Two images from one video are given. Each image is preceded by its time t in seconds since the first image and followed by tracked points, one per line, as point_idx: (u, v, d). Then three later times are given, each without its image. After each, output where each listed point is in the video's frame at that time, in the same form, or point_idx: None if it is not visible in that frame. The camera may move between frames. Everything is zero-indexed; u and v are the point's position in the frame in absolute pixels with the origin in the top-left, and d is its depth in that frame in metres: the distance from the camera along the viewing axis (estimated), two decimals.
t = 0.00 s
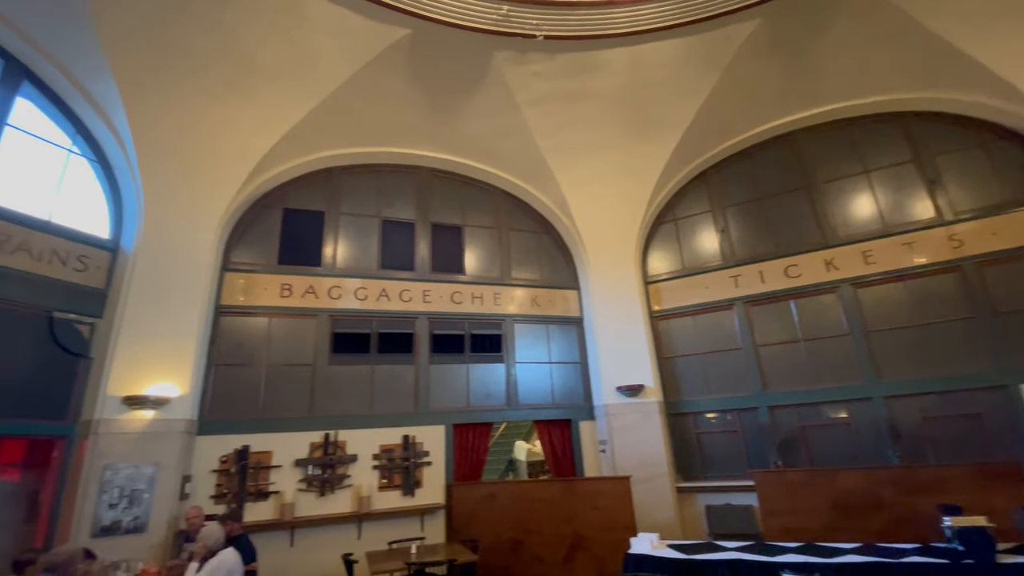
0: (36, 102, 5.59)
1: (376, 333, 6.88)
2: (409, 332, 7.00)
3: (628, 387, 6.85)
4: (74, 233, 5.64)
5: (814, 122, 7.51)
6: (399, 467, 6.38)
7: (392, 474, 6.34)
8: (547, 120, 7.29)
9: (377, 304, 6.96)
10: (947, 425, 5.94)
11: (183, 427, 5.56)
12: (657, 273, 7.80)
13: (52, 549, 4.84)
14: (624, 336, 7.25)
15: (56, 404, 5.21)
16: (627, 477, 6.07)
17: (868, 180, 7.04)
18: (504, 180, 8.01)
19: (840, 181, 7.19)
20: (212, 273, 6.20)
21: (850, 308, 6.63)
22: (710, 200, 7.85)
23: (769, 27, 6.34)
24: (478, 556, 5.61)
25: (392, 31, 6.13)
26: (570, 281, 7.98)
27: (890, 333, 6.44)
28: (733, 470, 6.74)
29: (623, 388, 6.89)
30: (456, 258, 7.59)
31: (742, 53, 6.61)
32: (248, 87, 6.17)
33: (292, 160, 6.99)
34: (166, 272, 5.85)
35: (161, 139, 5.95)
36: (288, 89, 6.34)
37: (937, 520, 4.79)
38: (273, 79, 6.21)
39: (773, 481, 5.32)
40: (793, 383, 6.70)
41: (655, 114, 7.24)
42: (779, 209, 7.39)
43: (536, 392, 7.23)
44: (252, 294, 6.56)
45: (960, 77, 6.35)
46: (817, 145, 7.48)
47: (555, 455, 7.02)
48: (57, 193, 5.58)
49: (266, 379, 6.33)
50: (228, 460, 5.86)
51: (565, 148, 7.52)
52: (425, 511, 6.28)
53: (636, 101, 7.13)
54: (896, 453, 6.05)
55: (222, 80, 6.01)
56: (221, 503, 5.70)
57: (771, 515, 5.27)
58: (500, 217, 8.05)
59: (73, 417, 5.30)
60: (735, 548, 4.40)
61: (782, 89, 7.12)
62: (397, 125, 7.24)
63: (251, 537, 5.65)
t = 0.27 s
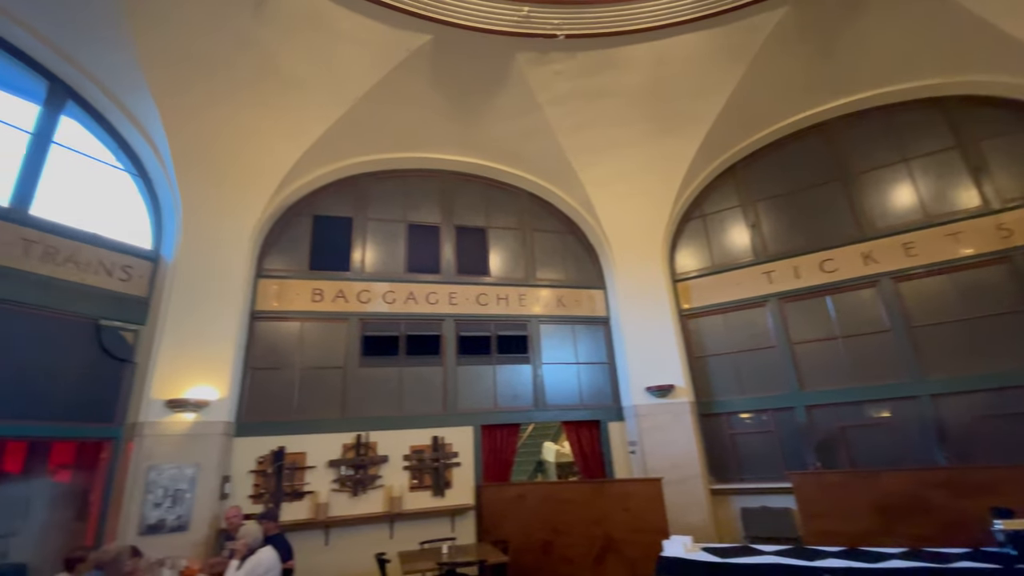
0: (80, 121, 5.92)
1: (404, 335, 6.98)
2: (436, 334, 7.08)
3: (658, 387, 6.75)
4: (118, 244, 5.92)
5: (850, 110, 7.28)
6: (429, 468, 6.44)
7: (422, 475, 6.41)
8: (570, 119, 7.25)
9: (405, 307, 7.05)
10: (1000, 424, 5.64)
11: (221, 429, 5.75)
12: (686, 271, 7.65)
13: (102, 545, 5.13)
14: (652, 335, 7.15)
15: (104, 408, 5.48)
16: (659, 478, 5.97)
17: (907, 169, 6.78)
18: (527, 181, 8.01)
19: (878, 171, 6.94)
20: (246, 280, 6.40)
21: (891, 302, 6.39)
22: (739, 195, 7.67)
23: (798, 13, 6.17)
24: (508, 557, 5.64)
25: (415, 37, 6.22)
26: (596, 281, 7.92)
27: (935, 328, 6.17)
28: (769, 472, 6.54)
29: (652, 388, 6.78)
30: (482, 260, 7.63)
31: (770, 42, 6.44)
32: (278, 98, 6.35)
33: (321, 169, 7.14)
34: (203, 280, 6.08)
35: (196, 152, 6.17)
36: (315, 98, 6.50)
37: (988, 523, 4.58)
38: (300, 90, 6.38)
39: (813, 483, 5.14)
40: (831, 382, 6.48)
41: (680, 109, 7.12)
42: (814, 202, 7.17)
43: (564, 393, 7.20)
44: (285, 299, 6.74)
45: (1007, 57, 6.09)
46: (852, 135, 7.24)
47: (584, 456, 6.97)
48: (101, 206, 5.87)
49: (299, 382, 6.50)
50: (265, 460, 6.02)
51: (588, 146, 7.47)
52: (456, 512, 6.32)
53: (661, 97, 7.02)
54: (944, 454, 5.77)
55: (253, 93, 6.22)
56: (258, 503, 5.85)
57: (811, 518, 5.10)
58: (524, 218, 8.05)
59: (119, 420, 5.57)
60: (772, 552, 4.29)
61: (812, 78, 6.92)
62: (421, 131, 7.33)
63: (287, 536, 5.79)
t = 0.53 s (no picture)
0: (122, 138, 6.23)
1: (432, 338, 7.05)
2: (463, 336, 7.13)
3: (688, 387, 6.62)
4: (158, 255, 6.19)
5: (885, 98, 7.04)
6: (459, 469, 6.49)
7: (452, 476, 6.46)
8: (593, 118, 7.19)
9: (432, 310, 7.13)
10: None
11: (258, 431, 5.92)
12: (716, 268, 7.49)
13: (148, 544, 5.35)
14: (682, 334, 7.03)
15: (147, 411, 5.72)
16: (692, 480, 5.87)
17: (949, 156, 6.50)
18: (551, 182, 8.00)
19: (917, 159, 6.68)
20: (279, 286, 6.58)
21: (935, 295, 6.13)
22: (770, 188, 7.48)
23: None
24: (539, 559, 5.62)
25: (437, 43, 6.30)
26: (623, 280, 7.84)
27: (983, 322, 5.88)
28: (808, 474, 6.33)
29: (683, 388, 6.66)
30: (507, 261, 7.65)
31: (799, 31, 6.26)
32: (306, 109, 6.53)
33: (348, 177, 7.29)
34: (239, 287, 6.28)
35: (229, 164, 6.39)
36: (342, 108, 6.65)
37: None
38: (326, 100, 6.53)
39: (855, 485, 4.95)
40: (872, 380, 6.25)
41: (705, 103, 6.99)
42: (849, 193, 6.94)
43: (593, 394, 7.14)
44: (316, 304, 6.90)
45: None
46: (889, 123, 6.99)
47: (614, 458, 6.90)
48: (142, 218, 6.16)
49: (332, 385, 6.64)
50: (300, 462, 6.16)
51: (612, 144, 7.40)
52: (486, 513, 6.34)
53: (685, 91, 6.90)
54: (996, 454, 5.49)
55: (282, 105, 6.40)
56: (294, 503, 6.00)
57: (853, 522, 4.92)
58: (548, 219, 8.03)
59: (163, 424, 5.80)
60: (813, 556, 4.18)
61: (843, 65, 6.70)
62: (445, 135, 7.41)
63: (322, 536, 5.91)
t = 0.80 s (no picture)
0: (159, 151, 6.49)
1: (457, 340, 7.10)
2: (489, 337, 7.15)
3: (720, 387, 6.47)
4: (195, 264, 6.40)
5: (922, 83, 6.77)
6: (487, 470, 6.51)
7: (481, 477, 6.49)
8: (615, 115, 7.11)
9: (457, 312, 7.17)
10: None
11: (291, 433, 6.04)
12: (746, 264, 7.31)
13: (188, 543, 5.53)
14: (711, 333, 6.88)
15: (186, 415, 5.92)
16: (726, 482, 5.75)
17: (993, 141, 6.22)
18: (574, 181, 7.95)
19: (958, 145, 6.40)
20: (309, 291, 6.72)
21: (981, 287, 5.86)
22: (801, 181, 7.27)
23: None
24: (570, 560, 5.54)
25: (457, 47, 6.35)
26: (649, 279, 7.74)
27: None
28: (848, 475, 6.10)
29: (713, 388, 6.51)
30: (531, 262, 7.64)
31: (828, 17, 6.07)
32: (332, 118, 6.67)
33: (373, 183, 7.41)
34: (271, 292, 6.45)
35: (259, 174, 6.57)
36: (366, 115, 6.77)
37: None
38: (351, 108, 6.66)
39: (898, 487, 4.75)
40: (914, 377, 6.00)
41: (731, 96, 6.84)
42: (885, 183, 6.69)
43: (621, 395, 7.06)
44: (345, 308, 7.03)
45: None
46: (926, 108, 6.72)
47: (644, 459, 6.80)
48: (179, 229, 6.40)
49: (361, 387, 6.76)
50: (332, 463, 6.29)
51: (635, 141, 7.30)
52: (515, 514, 6.34)
53: (710, 85, 6.77)
54: None
55: (308, 115, 6.56)
56: (327, 503, 6.14)
57: (896, 525, 4.72)
58: (572, 218, 7.99)
59: (202, 426, 5.99)
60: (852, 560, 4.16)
61: (875, 50, 6.46)
62: (467, 138, 7.46)
63: (355, 536, 6.01)
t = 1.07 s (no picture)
0: (192, 164, 6.74)
1: (482, 342, 7.13)
2: (513, 339, 7.15)
3: (751, 387, 6.30)
4: (228, 271, 6.59)
5: (960, 66, 6.47)
6: (514, 472, 6.50)
7: (507, 479, 6.49)
8: (637, 112, 7.03)
9: (481, 314, 7.20)
10: None
11: (322, 435, 6.15)
12: (776, 259, 7.12)
13: (226, 543, 5.67)
14: (741, 331, 6.72)
15: (222, 419, 6.08)
16: (759, 485, 5.60)
17: None
18: (596, 180, 7.90)
19: (1001, 130, 6.09)
20: (337, 296, 6.84)
21: None
22: (832, 172, 7.05)
23: None
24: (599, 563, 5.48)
25: (475, 50, 6.39)
26: (675, 277, 7.62)
27: None
28: (889, 477, 5.86)
29: (744, 388, 6.35)
30: (554, 263, 7.61)
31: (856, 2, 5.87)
32: (355, 125, 6.79)
33: (397, 188, 7.52)
34: (300, 298, 6.60)
35: (287, 182, 6.74)
36: (388, 122, 6.87)
37: None
38: (374, 115, 6.77)
39: (943, 488, 4.55)
40: (958, 374, 5.73)
41: (756, 88, 6.68)
42: (922, 172, 6.43)
43: (648, 395, 6.97)
44: (371, 312, 7.14)
45: None
46: (966, 93, 6.42)
47: (673, 460, 6.69)
48: (212, 238, 6.61)
49: (388, 390, 6.85)
50: (362, 465, 6.38)
51: (658, 138, 7.20)
52: (543, 516, 6.32)
53: (734, 78, 6.62)
54: None
55: (332, 124, 6.70)
56: (358, 505, 6.20)
57: (941, 528, 4.52)
58: (595, 218, 7.94)
59: (237, 429, 6.15)
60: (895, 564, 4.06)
61: (908, 34, 6.21)
62: (488, 141, 7.49)
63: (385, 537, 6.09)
